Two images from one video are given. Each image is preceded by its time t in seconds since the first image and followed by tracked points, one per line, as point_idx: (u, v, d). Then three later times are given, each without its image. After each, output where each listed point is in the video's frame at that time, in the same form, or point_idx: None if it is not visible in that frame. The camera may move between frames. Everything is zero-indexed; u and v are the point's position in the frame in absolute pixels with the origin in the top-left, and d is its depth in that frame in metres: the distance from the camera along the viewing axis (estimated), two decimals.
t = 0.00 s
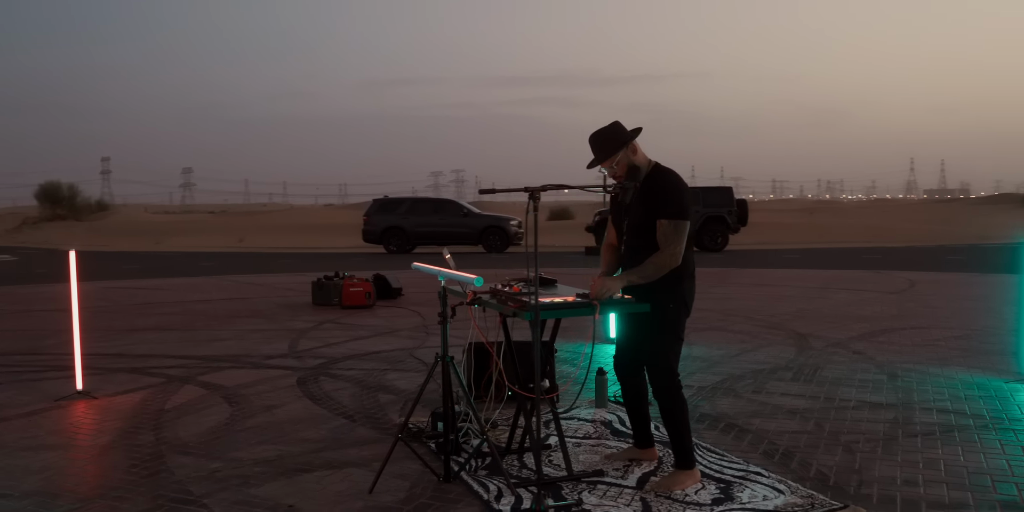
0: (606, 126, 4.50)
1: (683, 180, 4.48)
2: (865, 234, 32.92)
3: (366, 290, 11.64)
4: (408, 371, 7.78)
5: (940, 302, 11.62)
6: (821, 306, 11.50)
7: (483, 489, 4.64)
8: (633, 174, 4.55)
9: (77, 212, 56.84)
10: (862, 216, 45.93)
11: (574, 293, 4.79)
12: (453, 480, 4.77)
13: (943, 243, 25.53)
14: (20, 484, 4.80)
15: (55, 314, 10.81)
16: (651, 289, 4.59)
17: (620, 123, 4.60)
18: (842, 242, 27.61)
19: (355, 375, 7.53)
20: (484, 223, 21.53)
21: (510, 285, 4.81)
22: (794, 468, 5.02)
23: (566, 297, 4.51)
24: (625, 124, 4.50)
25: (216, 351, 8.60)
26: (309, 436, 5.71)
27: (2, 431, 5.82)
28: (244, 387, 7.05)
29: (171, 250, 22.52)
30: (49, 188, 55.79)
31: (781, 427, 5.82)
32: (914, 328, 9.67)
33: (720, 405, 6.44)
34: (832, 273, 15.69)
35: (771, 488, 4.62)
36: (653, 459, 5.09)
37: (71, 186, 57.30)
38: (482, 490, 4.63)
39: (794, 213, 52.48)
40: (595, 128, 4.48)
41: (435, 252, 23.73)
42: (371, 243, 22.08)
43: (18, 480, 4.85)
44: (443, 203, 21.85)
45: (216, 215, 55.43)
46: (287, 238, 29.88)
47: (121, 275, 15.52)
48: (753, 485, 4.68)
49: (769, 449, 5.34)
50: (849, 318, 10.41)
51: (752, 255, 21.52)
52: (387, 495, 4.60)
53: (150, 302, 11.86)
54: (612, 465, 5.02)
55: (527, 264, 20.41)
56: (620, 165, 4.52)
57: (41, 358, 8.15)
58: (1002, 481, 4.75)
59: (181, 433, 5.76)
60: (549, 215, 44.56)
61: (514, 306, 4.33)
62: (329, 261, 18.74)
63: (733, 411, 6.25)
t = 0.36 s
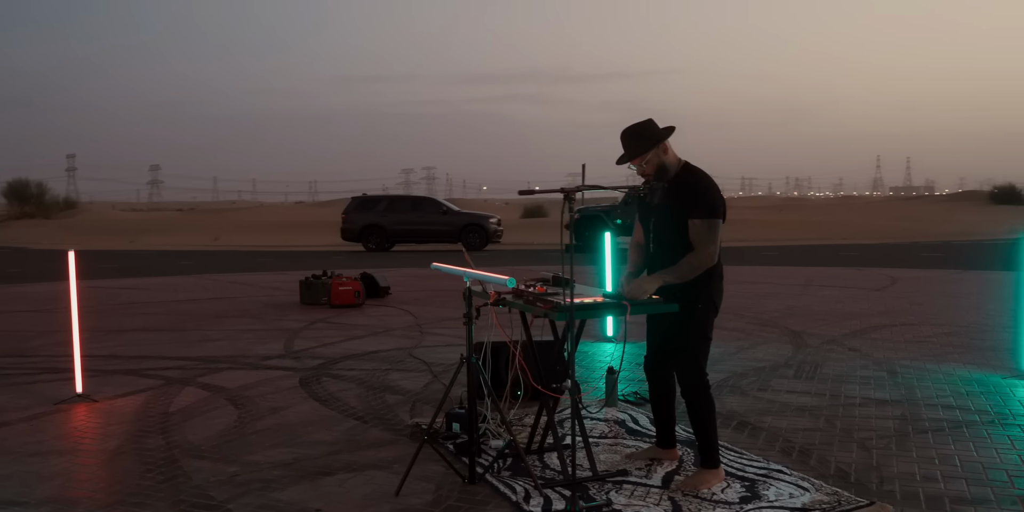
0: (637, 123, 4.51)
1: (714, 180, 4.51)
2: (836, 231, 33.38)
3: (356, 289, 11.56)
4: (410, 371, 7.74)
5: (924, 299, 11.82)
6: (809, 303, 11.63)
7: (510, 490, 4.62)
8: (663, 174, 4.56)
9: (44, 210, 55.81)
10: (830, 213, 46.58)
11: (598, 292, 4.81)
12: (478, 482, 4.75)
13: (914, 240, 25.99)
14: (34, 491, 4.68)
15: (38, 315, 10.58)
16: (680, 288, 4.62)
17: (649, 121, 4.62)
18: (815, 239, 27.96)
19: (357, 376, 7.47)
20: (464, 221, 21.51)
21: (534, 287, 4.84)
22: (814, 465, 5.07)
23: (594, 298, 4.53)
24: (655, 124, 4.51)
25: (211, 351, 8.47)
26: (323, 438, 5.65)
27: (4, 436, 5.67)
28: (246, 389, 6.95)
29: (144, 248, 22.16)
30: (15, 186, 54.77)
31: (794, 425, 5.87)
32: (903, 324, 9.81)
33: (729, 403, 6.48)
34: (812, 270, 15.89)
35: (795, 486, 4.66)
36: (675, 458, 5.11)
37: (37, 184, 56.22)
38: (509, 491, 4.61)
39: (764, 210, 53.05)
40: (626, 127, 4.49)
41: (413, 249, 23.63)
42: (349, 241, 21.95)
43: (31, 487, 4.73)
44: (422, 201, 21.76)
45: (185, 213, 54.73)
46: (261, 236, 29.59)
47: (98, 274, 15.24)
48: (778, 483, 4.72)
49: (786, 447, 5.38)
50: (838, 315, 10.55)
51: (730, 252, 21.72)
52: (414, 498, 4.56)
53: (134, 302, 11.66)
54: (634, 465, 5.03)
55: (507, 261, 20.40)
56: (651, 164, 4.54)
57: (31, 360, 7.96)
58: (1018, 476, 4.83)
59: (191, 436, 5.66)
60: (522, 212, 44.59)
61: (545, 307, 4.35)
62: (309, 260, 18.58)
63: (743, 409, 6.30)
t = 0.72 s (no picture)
0: (643, 118, 4.50)
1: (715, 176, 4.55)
2: (787, 227, 34.02)
3: (323, 287, 11.39)
4: (390, 370, 7.65)
5: (886, 294, 12.08)
6: (775, 298, 11.81)
7: (514, 489, 4.57)
8: (665, 169, 4.56)
9: None
10: (779, 210, 47.46)
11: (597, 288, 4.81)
12: (480, 481, 4.69)
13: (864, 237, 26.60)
14: (19, 500, 4.50)
15: None
16: (681, 283, 4.62)
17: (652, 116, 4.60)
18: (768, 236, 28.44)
19: (337, 376, 7.35)
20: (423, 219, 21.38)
21: (535, 283, 4.82)
22: (810, 458, 5.12)
23: (600, 294, 4.52)
24: (660, 118, 4.52)
25: (182, 352, 8.26)
26: (313, 439, 5.54)
27: None
28: (225, 390, 6.79)
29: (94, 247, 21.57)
30: None
31: (783, 418, 5.94)
32: (870, 319, 10.02)
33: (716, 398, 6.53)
34: (773, 265, 16.14)
35: (796, 479, 4.70)
36: (673, 453, 5.11)
37: None
38: (513, 490, 4.56)
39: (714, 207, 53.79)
40: (632, 121, 4.47)
41: (370, 247, 23.43)
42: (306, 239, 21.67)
43: (14, 496, 4.55)
44: (381, 198, 21.56)
45: (131, 211, 53.55)
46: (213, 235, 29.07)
47: (50, 274, 14.78)
48: (777, 476, 4.75)
49: (779, 441, 5.43)
50: (806, 310, 10.72)
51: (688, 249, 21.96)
52: (417, 498, 4.48)
53: (93, 302, 11.32)
54: (634, 461, 5.02)
55: (468, 258, 20.35)
56: (655, 159, 4.52)
57: None
58: (1008, 466, 4.94)
59: (175, 440, 5.50)
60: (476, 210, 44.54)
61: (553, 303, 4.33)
62: (268, 258, 18.30)
63: (731, 404, 6.35)
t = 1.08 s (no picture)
0: (630, 118, 4.41)
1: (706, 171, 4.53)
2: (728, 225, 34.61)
3: (278, 287, 11.14)
4: (359, 371, 7.50)
5: (837, 289, 12.35)
6: (731, 295, 11.96)
7: (508, 491, 4.49)
8: (655, 168, 4.52)
9: None
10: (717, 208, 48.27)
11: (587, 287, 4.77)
12: (472, 484, 4.60)
13: (804, 233, 27.19)
14: None
15: None
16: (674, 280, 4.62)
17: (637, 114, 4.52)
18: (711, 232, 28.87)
19: (304, 378, 7.17)
20: (371, 217, 21.14)
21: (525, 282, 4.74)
22: (795, 453, 5.15)
23: (595, 291, 4.49)
24: (645, 117, 4.43)
25: (138, 355, 7.98)
26: (292, 444, 5.38)
27: None
28: (191, 394, 6.57)
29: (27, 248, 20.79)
30: None
31: (761, 414, 5.98)
32: (827, 314, 10.21)
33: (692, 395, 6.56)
34: (723, 263, 16.36)
35: (786, 475, 4.72)
36: (660, 451, 5.10)
37: None
38: (507, 492, 4.49)
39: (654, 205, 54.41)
40: (620, 122, 4.38)
41: (316, 246, 23.06)
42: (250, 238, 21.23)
43: None
44: (328, 196, 21.21)
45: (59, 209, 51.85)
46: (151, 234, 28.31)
47: None
48: (767, 472, 4.77)
49: (762, 437, 5.47)
50: (763, 307, 10.88)
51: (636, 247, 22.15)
52: (410, 503, 4.37)
53: (35, 304, 10.88)
54: (623, 460, 5.00)
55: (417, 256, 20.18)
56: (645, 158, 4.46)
57: None
58: (988, 457, 5.05)
59: (146, 448, 5.29)
60: (418, 208, 44.26)
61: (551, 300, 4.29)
62: (213, 258, 17.86)
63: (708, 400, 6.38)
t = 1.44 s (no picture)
0: (632, 116, 4.46)
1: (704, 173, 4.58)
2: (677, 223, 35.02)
3: (238, 288, 10.92)
4: (332, 372, 7.39)
5: (795, 287, 12.57)
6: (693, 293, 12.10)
7: (505, 492, 4.46)
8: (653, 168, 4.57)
9: None
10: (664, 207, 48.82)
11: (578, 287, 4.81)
12: (468, 485, 4.56)
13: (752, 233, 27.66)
14: None
15: None
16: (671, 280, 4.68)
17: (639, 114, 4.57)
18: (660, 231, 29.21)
19: (277, 380, 7.04)
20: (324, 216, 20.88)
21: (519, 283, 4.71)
22: (781, 448, 5.23)
23: (590, 290, 4.48)
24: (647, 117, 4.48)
25: (100, 359, 7.73)
26: (275, 447, 5.26)
27: None
28: (162, 398, 6.39)
29: None
30: None
31: (742, 410, 6.06)
32: (789, 311, 10.39)
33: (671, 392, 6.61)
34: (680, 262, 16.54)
35: (777, 470, 4.77)
36: (650, 449, 5.12)
37: None
38: (505, 492, 4.45)
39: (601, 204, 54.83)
40: (621, 120, 4.43)
41: (267, 246, 22.69)
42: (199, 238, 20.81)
43: None
44: (279, 195, 20.95)
45: None
46: (92, 235, 27.54)
47: None
48: (759, 467, 4.82)
49: (746, 433, 5.53)
50: (726, 304, 11.03)
51: (590, 246, 22.26)
52: (407, 506, 4.31)
53: None
54: (614, 458, 5.00)
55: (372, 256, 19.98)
56: (643, 158, 4.52)
57: None
58: (966, 448, 5.18)
59: (124, 454, 5.12)
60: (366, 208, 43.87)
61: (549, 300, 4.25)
62: (162, 258, 17.43)
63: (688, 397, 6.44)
